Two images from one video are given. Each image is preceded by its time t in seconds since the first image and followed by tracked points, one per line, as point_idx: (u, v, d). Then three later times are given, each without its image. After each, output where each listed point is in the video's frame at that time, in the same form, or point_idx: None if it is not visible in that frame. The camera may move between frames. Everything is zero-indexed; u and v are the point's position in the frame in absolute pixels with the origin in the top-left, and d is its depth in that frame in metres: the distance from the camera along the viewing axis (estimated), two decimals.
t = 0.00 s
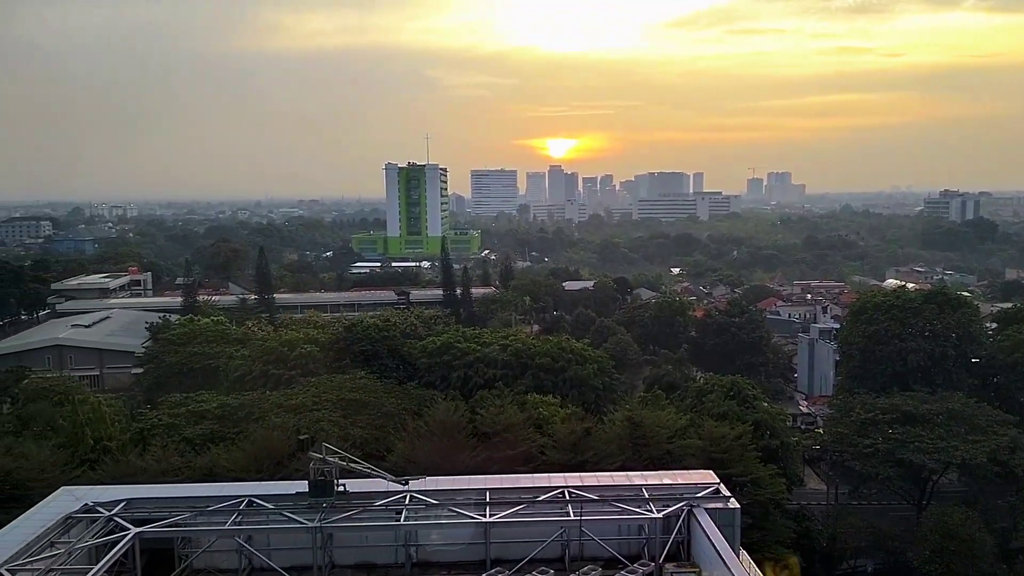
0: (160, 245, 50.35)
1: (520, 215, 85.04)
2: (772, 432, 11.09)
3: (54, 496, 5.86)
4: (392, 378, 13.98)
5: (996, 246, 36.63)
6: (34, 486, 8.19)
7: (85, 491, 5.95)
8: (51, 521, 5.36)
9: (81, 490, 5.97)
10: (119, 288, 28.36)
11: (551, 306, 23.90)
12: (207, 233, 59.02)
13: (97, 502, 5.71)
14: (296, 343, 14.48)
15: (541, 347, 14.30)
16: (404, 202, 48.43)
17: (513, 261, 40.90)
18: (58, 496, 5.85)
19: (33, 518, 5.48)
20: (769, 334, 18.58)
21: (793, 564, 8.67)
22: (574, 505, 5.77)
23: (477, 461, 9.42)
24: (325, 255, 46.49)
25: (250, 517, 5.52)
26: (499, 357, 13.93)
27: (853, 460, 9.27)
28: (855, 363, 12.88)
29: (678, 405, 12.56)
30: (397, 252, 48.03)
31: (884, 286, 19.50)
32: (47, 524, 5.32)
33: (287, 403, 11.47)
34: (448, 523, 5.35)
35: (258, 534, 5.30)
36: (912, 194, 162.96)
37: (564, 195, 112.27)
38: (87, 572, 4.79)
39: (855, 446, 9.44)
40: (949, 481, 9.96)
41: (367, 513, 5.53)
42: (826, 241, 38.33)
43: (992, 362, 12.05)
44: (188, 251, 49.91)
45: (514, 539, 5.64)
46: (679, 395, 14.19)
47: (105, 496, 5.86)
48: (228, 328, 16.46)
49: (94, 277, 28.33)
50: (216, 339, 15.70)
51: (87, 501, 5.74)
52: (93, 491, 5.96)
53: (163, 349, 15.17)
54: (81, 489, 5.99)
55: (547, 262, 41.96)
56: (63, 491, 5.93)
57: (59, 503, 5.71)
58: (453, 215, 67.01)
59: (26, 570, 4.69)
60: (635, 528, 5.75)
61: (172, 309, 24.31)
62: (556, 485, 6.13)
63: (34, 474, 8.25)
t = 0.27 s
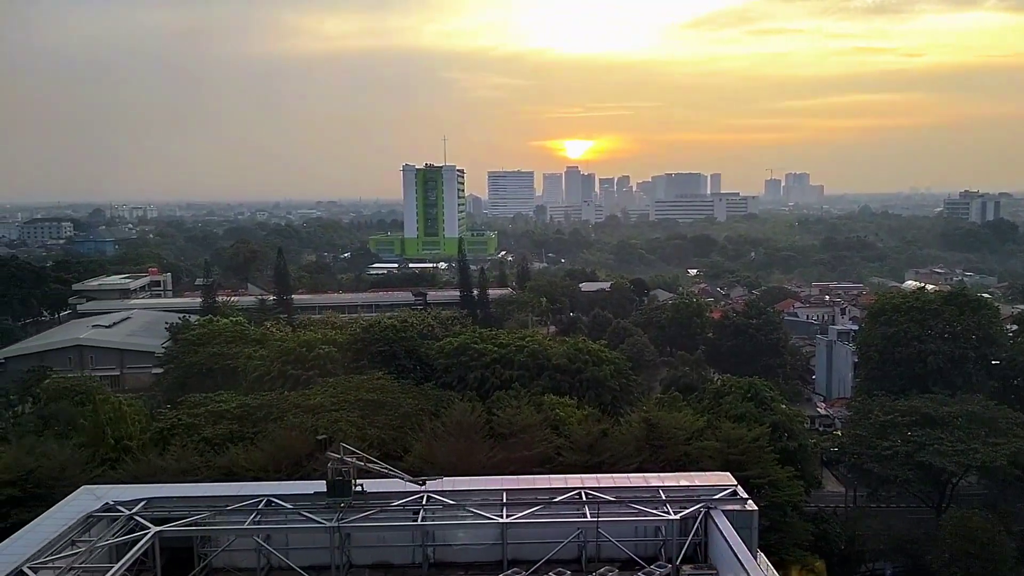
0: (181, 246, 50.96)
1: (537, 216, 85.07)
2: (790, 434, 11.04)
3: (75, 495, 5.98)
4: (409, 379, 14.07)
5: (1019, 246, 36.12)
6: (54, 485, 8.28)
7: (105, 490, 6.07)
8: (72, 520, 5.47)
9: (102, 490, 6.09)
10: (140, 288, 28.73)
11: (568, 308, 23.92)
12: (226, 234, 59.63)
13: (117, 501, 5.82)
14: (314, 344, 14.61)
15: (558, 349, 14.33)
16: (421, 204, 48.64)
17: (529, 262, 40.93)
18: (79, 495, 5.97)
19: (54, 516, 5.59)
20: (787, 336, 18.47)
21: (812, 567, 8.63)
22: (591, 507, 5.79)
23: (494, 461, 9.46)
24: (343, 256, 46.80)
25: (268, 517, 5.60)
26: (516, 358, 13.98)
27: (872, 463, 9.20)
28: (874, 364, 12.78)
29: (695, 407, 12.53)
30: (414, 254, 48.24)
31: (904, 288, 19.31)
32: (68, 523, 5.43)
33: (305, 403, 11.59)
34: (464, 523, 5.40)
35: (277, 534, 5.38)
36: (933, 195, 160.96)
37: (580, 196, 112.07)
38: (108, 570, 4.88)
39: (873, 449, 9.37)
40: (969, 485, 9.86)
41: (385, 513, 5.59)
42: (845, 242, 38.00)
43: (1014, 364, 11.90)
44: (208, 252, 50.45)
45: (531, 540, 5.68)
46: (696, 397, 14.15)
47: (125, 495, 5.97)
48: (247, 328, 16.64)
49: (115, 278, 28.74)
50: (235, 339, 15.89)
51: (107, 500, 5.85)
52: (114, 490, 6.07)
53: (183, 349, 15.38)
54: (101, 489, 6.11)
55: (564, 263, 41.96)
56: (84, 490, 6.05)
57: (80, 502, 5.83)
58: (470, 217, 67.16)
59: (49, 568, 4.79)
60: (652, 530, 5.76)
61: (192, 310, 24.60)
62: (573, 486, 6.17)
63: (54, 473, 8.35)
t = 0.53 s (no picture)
0: (200, 249, 51.55)
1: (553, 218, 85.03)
2: (808, 437, 10.95)
3: (95, 495, 6.06)
4: (425, 380, 14.13)
5: None
6: (75, 486, 8.35)
7: (125, 490, 6.15)
8: (94, 519, 5.55)
9: (122, 490, 6.17)
10: (159, 290, 29.07)
11: (584, 310, 23.90)
12: (245, 236, 60.24)
13: (137, 502, 5.90)
14: (331, 346, 14.71)
15: (574, 350, 14.32)
16: (437, 206, 48.80)
17: (545, 264, 40.93)
18: (99, 495, 6.05)
19: (76, 516, 5.68)
20: (805, 338, 18.31)
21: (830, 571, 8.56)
22: (607, 509, 5.78)
23: (510, 463, 9.48)
24: (360, 259, 47.05)
25: (285, 517, 5.64)
26: (532, 360, 13.99)
27: (891, 467, 9.11)
28: (894, 367, 12.64)
29: (712, 409, 12.47)
30: (430, 256, 48.40)
31: (925, 289, 19.07)
32: (89, 522, 5.50)
33: (323, 404, 11.67)
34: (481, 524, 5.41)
35: (294, 534, 5.42)
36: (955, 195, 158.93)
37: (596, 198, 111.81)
38: (127, 569, 4.94)
39: (893, 452, 9.27)
40: (991, 489, 9.73)
41: (401, 514, 5.62)
42: (863, 243, 37.62)
43: None
44: (227, 255, 50.93)
45: (547, 542, 5.68)
46: (713, 399, 14.07)
47: (145, 495, 6.05)
48: (265, 330, 16.79)
49: (136, 280, 29.13)
50: (253, 341, 16.04)
51: (127, 500, 5.93)
52: (133, 490, 6.15)
53: (202, 351, 15.53)
54: (121, 489, 6.19)
55: (580, 265, 41.90)
56: (104, 490, 6.13)
57: (100, 502, 5.91)
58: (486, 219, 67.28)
59: (68, 567, 4.85)
60: (668, 533, 5.74)
61: (211, 312, 24.83)
62: (589, 489, 6.16)
63: (74, 474, 8.41)
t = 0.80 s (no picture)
0: (220, 251, 52.07)
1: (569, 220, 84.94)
2: (827, 439, 10.87)
3: (116, 495, 6.16)
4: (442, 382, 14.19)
5: None
6: (95, 486, 8.43)
7: (145, 491, 6.25)
8: (115, 519, 5.65)
9: (142, 490, 6.27)
10: (179, 292, 29.38)
11: (601, 311, 23.88)
12: (264, 238, 60.72)
13: (157, 502, 6.00)
14: (349, 347, 14.82)
15: (591, 352, 14.33)
16: (454, 208, 48.96)
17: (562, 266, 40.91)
18: (120, 495, 6.15)
19: (97, 515, 5.78)
20: (824, 340, 18.17)
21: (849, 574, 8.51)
22: (624, 512, 5.79)
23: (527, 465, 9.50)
24: (377, 260, 47.29)
25: (303, 518, 5.71)
26: (548, 362, 14.01)
27: (912, 470, 9.02)
28: (915, 369, 12.52)
29: (730, 411, 12.41)
30: (447, 257, 48.54)
31: (945, 291, 18.86)
32: (109, 522, 5.59)
33: (340, 405, 11.76)
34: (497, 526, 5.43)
35: (311, 535, 5.48)
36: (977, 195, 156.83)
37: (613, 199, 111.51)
38: (146, 570, 5.02)
39: (914, 455, 9.19)
40: (1014, 493, 9.61)
41: (419, 516, 5.66)
42: (883, 244, 37.25)
43: None
44: (246, 257, 51.37)
45: (565, 544, 5.69)
46: (731, 401, 14.01)
47: (164, 496, 6.14)
48: (283, 332, 16.93)
49: (156, 282, 29.44)
50: (272, 342, 16.20)
51: (146, 501, 6.03)
52: (153, 490, 6.25)
53: (221, 352, 15.70)
54: (141, 489, 6.29)
55: (596, 266, 41.85)
56: (124, 490, 6.23)
57: (121, 502, 6.01)
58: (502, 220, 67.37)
59: (89, 567, 4.94)
60: (686, 536, 5.75)
61: (230, 313, 25.08)
62: (606, 491, 6.16)
63: (94, 474, 8.50)
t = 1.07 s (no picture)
0: (240, 253, 52.59)
1: (587, 221, 84.85)
2: (847, 441, 10.81)
3: (137, 495, 6.28)
4: (460, 383, 14.27)
5: None
6: (117, 486, 8.43)
7: (166, 491, 6.36)
8: (136, 519, 5.76)
9: (162, 490, 6.38)
10: (200, 294, 29.74)
11: (618, 313, 23.87)
12: (283, 240, 61.23)
13: (177, 502, 6.11)
14: (367, 348, 14.95)
15: (608, 353, 14.34)
16: (472, 209, 49.08)
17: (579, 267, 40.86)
18: (142, 495, 6.27)
19: (119, 515, 5.90)
20: (843, 341, 18.05)
21: None
22: (642, 513, 5.82)
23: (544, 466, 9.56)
24: (395, 262, 47.55)
25: (322, 518, 5.79)
26: (566, 363, 14.04)
27: (933, 472, 8.95)
28: (936, 370, 12.41)
29: (748, 413, 12.37)
30: (465, 259, 48.70)
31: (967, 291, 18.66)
32: (131, 522, 5.71)
33: (359, 406, 11.86)
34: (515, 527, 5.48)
35: (330, 535, 5.56)
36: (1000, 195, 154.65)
37: (630, 200, 111.16)
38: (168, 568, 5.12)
39: (934, 457, 9.12)
40: None
41: (437, 517, 5.73)
42: (903, 244, 36.87)
43: None
44: (265, 258, 51.83)
45: (582, 545, 5.73)
46: (750, 403, 13.96)
47: (185, 496, 6.25)
48: (302, 333, 17.11)
49: (176, 284, 29.79)
50: (290, 343, 16.36)
51: (167, 500, 6.14)
52: (174, 490, 6.36)
53: (242, 353, 15.90)
54: (163, 489, 6.41)
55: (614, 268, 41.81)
56: (145, 491, 6.35)
57: (142, 501, 6.12)
58: (519, 222, 67.43)
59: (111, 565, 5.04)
60: (704, 537, 5.76)
61: (251, 314, 25.35)
62: (624, 492, 6.19)
63: (117, 474, 8.50)
